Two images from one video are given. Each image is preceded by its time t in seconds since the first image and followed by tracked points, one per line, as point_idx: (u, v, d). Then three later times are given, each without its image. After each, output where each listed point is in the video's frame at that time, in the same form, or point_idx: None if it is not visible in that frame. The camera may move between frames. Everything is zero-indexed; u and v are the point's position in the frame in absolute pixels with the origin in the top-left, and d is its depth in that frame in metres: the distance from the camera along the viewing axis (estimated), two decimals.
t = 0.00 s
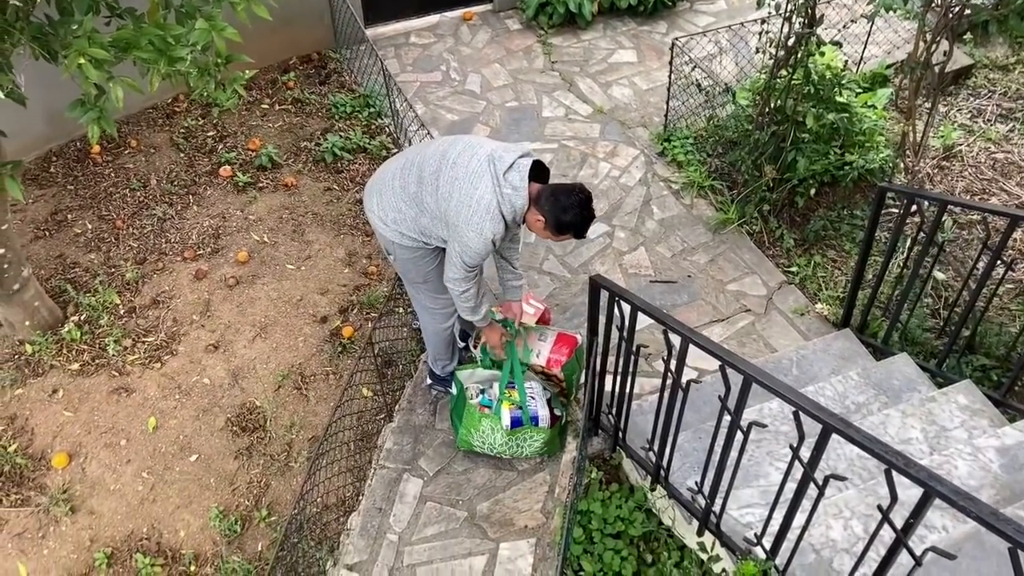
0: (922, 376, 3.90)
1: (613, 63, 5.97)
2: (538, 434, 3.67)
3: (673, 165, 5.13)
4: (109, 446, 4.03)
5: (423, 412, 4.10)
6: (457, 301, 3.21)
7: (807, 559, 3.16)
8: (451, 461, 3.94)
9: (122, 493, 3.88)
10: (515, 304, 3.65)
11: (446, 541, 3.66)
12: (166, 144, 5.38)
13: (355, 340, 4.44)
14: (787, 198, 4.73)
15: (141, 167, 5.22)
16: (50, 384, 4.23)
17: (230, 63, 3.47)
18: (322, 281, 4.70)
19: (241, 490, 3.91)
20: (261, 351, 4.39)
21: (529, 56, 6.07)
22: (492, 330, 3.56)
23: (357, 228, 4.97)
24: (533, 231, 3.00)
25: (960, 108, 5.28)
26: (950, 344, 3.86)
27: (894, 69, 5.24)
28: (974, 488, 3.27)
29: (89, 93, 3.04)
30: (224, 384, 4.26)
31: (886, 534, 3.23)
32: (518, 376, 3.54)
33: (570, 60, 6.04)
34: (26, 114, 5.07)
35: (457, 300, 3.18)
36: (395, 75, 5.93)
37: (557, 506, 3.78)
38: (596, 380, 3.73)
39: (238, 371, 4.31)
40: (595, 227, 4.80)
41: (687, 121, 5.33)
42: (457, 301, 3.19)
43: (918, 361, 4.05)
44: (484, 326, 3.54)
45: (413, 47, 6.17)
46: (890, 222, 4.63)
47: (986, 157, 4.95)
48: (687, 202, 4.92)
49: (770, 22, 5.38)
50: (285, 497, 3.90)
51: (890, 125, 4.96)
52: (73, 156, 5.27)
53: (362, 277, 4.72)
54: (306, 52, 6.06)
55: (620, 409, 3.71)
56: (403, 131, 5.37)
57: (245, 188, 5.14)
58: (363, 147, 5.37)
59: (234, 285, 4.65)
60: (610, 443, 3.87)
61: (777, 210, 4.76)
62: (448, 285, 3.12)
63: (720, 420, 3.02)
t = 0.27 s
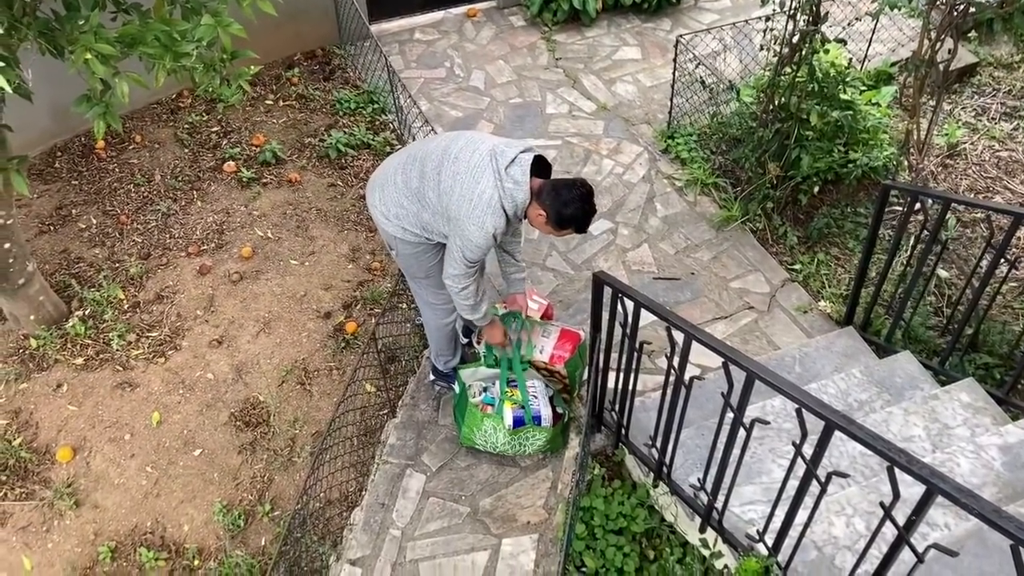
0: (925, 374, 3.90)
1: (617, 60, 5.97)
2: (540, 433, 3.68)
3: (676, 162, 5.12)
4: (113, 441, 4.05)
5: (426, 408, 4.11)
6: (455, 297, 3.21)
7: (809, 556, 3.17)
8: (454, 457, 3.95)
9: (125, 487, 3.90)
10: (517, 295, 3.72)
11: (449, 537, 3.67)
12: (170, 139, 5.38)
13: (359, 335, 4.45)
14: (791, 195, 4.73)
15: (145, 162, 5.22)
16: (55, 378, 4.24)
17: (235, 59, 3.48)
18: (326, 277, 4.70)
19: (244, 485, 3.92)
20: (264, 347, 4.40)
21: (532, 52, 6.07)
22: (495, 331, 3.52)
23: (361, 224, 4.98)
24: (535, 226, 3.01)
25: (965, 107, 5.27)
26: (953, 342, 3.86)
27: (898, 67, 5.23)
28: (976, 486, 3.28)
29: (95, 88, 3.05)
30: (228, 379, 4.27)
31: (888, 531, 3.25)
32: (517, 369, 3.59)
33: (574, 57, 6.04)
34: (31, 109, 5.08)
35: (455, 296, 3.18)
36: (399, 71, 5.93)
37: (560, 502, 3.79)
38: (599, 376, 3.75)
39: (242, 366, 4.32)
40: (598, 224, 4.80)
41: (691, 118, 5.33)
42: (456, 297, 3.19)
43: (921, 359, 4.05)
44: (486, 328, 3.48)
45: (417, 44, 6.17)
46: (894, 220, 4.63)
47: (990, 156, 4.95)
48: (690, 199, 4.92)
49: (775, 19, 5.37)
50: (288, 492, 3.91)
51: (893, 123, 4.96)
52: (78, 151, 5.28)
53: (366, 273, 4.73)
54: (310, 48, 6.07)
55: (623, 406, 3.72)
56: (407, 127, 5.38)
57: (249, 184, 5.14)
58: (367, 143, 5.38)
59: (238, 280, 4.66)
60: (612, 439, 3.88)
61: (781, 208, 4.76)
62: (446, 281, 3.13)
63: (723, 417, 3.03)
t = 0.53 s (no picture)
0: (928, 372, 3.90)
1: (621, 56, 5.96)
2: (540, 432, 3.69)
3: (680, 158, 5.12)
4: (115, 435, 4.05)
5: (429, 403, 4.11)
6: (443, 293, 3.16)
7: (811, 553, 3.17)
8: (456, 453, 3.95)
9: (128, 481, 3.90)
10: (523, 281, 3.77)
11: (451, 532, 3.67)
12: (174, 134, 5.38)
13: (361, 330, 4.45)
14: (795, 192, 4.72)
15: (149, 157, 5.23)
16: (58, 372, 4.25)
17: (239, 53, 3.47)
18: (329, 272, 4.71)
19: (247, 479, 3.93)
20: (267, 342, 4.40)
21: (536, 48, 6.06)
22: (488, 325, 3.54)
23: (364, 219, 4.98)
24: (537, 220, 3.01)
25: (970, 104, 5.26)
26: (957, 340, 3.86)
27: (903, 64, 5.21)
28: (979, 484, 3.27)
29: (99, 82, 3.05)
30: (231, 373, 4.28)
31: (891, 529, 3.24)
32: (516, 365, 3.61)
33: (578, 53, 6.03)
34: (35, 103, 5.08)
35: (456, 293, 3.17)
36: (403, 66, 5.92)
37: (562, 498, 3.79)
38: (601, 373, 3.74)
39: (245, 361, 4.32)
40: (601, 220, 4.80)
41: (695, 114, 5.32)
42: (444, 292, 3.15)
43: (924, 357, 4.04)
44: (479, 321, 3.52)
45: (420, 39, 6.16)
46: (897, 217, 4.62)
47: (995, 153, 4.93)
48: (694, 196, 4.92)
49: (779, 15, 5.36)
50: (290, 487, 3.92)
51: (898, 120, 4.94)
52: (82, 145, 5.28)
53: (369, 268, 4.73)
54: (314, 43, 6.06)
55: (625, 402, 3.72)
56: (410, 123, 5.37)
57: (253, 179, 5.14)
58: (371, 139, 5.37)
59: (241, 275, 4.66)
60: (615, 435, 3.88)
61: (785, 205, 4.74)
62: (435, 275, 3.09)
63: (726, 414, 3.02)
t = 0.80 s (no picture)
0: (931, 369, 3.89)
1: (625, 52, 5.95)
2: (543, 424, 3.69)
3: (684, 154, 5.11)
4: (119, 429, 4.06)
5: (432, 398, 4.12)
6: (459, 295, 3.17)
7: (814, 549, 3.18)
8: (459, 448, 3.96)
9: (132, 474, 3.91)
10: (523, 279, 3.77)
11: (454, 526, 3.68)
12: (177, 128, 5.39)
13: (365, 325, 4.45)
14: (799, 188, 4.70)
15: (153, 151, 5.23)
16: (61, 366, 4.26)
17: (243, 47, 3.47)
18: (332, 267, 4.71)
19: (250, 473, 3.94)
20: (270, 336, 4.41)
21: (540, 43, 6.05)
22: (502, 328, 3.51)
23: (367, 214, 4.98)
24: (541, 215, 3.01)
25: (974, 101, 5.24)
26: (960, 337, 3.85)
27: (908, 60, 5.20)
28: (982, 481, 3.27)
29: (104, 75, 3.05)
30: (234, 367, 4.28)
31: (893, 526, 3.24)
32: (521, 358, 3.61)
33: (582, 48, 6.02)
34: (40, 97, 5.09)
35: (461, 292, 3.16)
36: (406, 62, 5.92)
37: (564, 493, 3.80)
38: (604, 368, 3.74)
39: (248, 355, 4.33)
40: (604, 216, 4.79)
41: (699, 110, 5.31)
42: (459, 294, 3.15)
43: (928, 353, 4.03)
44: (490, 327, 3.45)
45: (424, 34, 6.15)
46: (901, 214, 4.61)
47: (999, 150, 4.92)
48: (698, 192, 4.91)
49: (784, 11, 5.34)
50: (293, 481, 3.92)
51: (903, 117, 4.93)
52: (86, 140, 5.29)
53: (372, 263, 4.73)
54: (318, 38, 6.06)
55: (628, 398, 3.72)
56: (414, 118, 5.37)
57: (256, 173, 5.14)
58: (374, 134, 5.37)
59: (245, 269, 4.66)
60: (617, 431, 3.88)
61: (789, 201, 4.73)
62: (450, 276, 3.09)
63: (729, 410, 3.02)
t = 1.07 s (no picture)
0: (935, 366, 3.87)
1: (629, 46, 5.92)
2: (546, 408, 3.66)
3: (687, 149, 5.08)
4: (120, 423, 4.05)
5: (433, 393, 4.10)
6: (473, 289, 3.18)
7: (817, 547, 3.17)
8: (460, 443, 3.94)
9: (133, 468, 3.91)
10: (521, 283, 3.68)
11: (455, 522, 3.67)
12: (179, 122, 5.37)
13: (366, 320, 4.44)
14: (803, 184, 4.67)
15: (154, 144, 5.21)
16: (62, 360, 4.25)
17: (244, 39, 3.45)
18: (334, 261, 4.69)
19: (251, 468, 3.93)
20: (271, 331, 4.40)
21: (543, 37, 6.03)
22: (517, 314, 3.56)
23: (369, 209, 4.96)
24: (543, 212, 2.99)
25: (980, 96, 5.21)
26: (964, 334, 3.83)
27: (913, 55, 5.17)
28: (986, 479, 3.26)
29: (104, 68, 3.03)
30: (235, 362, 4.27)
31: (897, 524, 3.23)
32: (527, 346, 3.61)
33: (586, 42, 5.99)
34: (41, 90, 5.07)
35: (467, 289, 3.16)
36: (409, 55, 5.89)
37: (566, 489, 3.79)
38: (606, 364, 3.73)
39: (248, 350, 4.32)
40: (607, 211, 4.78)
41: (702, 105, 5.29)
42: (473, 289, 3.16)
43: (932, 350, 4.01)
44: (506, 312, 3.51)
45: (427, 28, 6.13)
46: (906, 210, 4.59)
47: (1005, 146, 4.89)
48: (701, 187, 4.89)
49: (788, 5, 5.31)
50: (294, 476, 3.91)
51: (907, 112, 4.90)
52: (87, 133, 5.27)
53: (374, 258, 4.72)
54: (320, 31, 6.04)
55: (630, 394, 3.70)
56: (416, 112, 5.35)
57: (258, 167, 5.13)
58: (376, 128, 5.35)
59: (246, 263, 4.65)
60: (619, 427, 3.86)
61: (792, 196, 4.71)
62: (463, 273, 3.09)
63: (732, 406, 3.01)
